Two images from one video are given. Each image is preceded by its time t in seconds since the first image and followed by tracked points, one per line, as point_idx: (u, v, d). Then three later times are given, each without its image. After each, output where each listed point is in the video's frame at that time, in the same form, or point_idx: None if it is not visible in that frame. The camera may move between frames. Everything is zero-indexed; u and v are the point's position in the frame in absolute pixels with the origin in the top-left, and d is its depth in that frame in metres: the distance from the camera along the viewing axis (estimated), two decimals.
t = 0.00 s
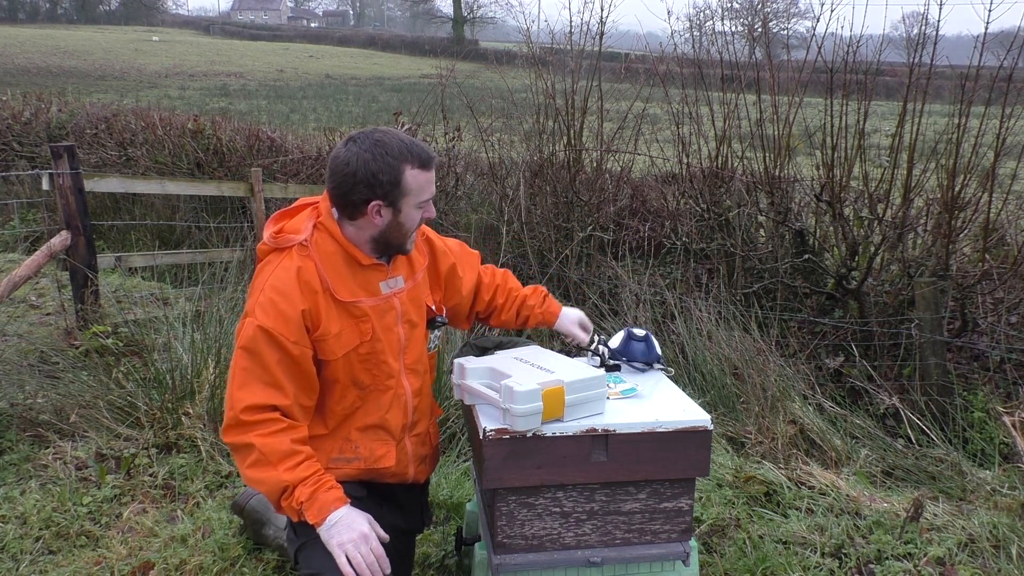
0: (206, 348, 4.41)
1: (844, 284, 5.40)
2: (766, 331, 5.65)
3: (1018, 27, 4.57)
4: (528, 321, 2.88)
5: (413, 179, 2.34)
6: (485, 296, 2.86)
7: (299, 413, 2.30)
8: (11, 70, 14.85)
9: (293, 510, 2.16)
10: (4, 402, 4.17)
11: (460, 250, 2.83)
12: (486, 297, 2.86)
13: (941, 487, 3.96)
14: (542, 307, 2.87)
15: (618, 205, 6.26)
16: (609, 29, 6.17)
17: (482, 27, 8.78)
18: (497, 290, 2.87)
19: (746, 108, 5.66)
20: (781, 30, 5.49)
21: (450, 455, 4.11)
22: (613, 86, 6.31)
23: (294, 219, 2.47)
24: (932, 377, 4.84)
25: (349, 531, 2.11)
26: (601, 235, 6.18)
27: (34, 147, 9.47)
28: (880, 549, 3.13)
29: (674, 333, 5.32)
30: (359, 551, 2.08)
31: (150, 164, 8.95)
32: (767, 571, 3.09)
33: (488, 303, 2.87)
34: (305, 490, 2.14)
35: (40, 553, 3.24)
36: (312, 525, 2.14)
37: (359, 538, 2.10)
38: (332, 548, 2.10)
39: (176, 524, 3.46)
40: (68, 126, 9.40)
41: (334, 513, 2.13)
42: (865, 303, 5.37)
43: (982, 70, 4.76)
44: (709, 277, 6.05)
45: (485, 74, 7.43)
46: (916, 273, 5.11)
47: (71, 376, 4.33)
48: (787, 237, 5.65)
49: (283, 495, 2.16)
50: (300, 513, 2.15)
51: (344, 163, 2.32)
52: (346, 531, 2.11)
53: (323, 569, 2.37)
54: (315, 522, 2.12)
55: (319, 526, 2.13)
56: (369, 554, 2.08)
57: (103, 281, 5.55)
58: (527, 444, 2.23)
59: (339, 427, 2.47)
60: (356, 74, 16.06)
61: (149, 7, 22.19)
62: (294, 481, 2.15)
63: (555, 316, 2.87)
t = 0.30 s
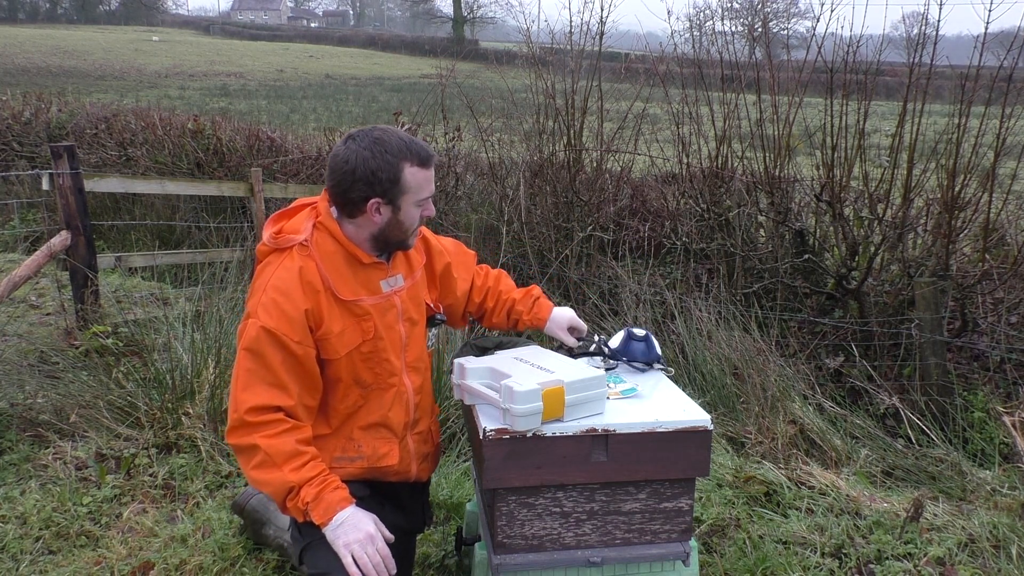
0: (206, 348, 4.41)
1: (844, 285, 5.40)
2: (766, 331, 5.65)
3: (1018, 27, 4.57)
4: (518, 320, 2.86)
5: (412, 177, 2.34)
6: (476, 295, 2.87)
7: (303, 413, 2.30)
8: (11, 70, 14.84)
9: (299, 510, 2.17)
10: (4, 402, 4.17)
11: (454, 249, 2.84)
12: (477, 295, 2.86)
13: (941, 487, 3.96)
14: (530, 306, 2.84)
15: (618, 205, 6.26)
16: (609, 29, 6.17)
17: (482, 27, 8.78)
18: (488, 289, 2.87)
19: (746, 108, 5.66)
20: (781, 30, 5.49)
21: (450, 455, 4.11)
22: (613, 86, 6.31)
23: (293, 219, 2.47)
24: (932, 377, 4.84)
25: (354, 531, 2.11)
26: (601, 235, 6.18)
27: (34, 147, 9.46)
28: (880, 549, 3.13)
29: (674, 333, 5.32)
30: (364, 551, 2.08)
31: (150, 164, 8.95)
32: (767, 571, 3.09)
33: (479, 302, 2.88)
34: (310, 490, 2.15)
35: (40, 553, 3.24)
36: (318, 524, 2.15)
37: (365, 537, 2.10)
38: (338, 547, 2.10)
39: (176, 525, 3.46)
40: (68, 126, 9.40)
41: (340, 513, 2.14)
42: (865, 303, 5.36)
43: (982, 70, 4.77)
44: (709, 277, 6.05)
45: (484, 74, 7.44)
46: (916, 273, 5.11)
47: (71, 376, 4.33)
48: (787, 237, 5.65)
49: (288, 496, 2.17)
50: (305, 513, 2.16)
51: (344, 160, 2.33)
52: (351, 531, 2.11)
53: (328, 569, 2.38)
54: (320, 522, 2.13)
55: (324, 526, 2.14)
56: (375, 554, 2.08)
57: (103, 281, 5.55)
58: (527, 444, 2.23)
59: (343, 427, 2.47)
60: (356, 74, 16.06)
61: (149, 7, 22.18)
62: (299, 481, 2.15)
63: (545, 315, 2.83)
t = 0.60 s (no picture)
0: (206, 348, 4.41)
1: (844, 285, 5.40)
2: (766, 331, 5.65)
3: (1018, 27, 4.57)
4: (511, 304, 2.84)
5: (408, 174, 2.33)
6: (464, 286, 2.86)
7: (304, 413, 2.30)
8: (11, 70, 14.84)
9: (300, 510, 2.17)
10: (4, 402, 4.17)
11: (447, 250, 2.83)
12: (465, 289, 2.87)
13: (941, 487, 3.96)
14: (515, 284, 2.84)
15: (618, 205, 6.26)
16: (609, 29, 6.17)
17: (482, 27, 8.79)
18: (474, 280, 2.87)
19: (746, 108, 5.66)
20: (781, 30, 5.49)
21: (450, 455, 4.11)
22: (613, 86, 6.31)
23: (292, 220, 2.46)
24: (932, 377, 4.84)
25: (356, 531, 2.11)
26: (601, 235, 6.18)
27: (34, 147, 9.46)
28: (880, 549, 3.13)
29: (674, 333, 5.32)
30: (365, 550, 2.08)
31: (150, 164, 8.95)
32: (767, 571, 3.08)
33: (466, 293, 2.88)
34: (312, 490, 2.15)
35: (40, 553, 3.24)
36: (320, 524, 2.15)
37: (366, 537, 2.10)
38: (340, 547, 2.10)
39: (176, 524, 3.46)
40: (68, 126, 9.40)
41: (342, 512, 2.14)
42: (865, 303, 5.37)
43: (982, 70, 4.77)
44: (709, 277, 6.05)
45: (484, 74, 7.44)
46: (916, 273, 5.11)
47: (71, 376, 4.33)
48: (787, 237, 5.65)
49: (290, 495, 2.17)
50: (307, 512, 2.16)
51: (340, 158, 2.33)
52: (353, 530, 2.11)
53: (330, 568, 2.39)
54: (322, 521, 2.13)
55: (326, 525, 2.14)
56: (376, 555, 2.07)
57: (103, 281, 5.55)
58: (527, 444, 2.23)
59: (344, 426, 2.47)
60: (356, 74, 16.06)
61: (149, 7, 22.17)
62: (301, 481, 2.16)
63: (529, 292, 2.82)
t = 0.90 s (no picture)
0: (206, 348, 4.41)
1: (844, 285, 5.40)
2: (766, 331, 5.65)
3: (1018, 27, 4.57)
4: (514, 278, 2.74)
5: (390, 166, 2.33)
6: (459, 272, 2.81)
7: (306, 411, 2.31)
8: (11, 70, 14.84)
9: (305, 509, 2.18)
10: (4, 402, 4.17)
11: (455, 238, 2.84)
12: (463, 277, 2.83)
13: (941, 487, 3.96)
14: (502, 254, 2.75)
15: (618, 205, 6.26)
16: (609, 29, 6.17)
17: (482, 27, 8.79)
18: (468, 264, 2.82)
19: (746, 108, 5.66)
20: (781, 30, 5.50)
21: (450, 455, 4.11)
22: (613, 86, 6.31)
23: (289, 220, 2.47)
24: (932, 377, 4.84)
25: (361, 530, 2.11)
26: (601, 235, 6.18)
27: (34, 147, 9.46)
28: (880, 549, 3.13)
29: (674, 333, 5.32)
30: (370, 549, 2.08)
31: (150, 164, 8.95)
32: (767, 571, 3.09)
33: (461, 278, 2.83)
34: (316, 489, 2.15)
35: (40, 553, 3.24)
36: (325, 523, 2.15)
37: (371, 536, 2.10)
38: (345, 546, 2.10)
39: (176, 524, 3.45)
40: (68, 126, 9.40)
41: (345, 512, 2.13)
42: (865, 303, 5.37)
43: (982, 70, 4.77)
44: (709, 277, 6.04)
45: (484, 74, 7.44)
46: (916, 273, 5.11)
47: (71, 376, 4.33)
48: (787, 237, 5.65)
49: (295, 495, 2.17)
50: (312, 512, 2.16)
51: (322, 154, 2.35)
52: (357, 529, 2.11)
53: (332, 565, 2.38)
54: (326, 520, 2.13)
55: (331, 525, 2.14)
56: (381, 555, 2.08)
57: (103, 281, 5.55)
58: (527, 444, 2.23)
59: (347, 424, 2.47)
60: (356, 74, 16.07)
61: (149, 7, 22.17)
62: (305, 480, 2.16)
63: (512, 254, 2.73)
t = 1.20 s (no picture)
0: (206, 348, 4.42)
1: (844, 285, 5.40)
2: (766, 331, 5.65)
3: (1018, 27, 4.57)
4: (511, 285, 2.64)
5: (341, 154, 2.30)
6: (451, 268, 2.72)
7: (306, 407, 2.32)
8: (11, 70, 14.84)
9: (307, 506, 2.18)
10: (4, 402, 4.17)
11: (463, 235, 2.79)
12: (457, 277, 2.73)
13: (941, 487, 3.96)
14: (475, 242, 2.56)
15: (618, 205, 6.26)
16: (609, 29, 6.17)
17: (482, 27, 8.79)
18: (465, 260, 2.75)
19: (746, 108, 5.66)
20: (781, 30, 5.50)
21: (450, 455, 4.11)
22: (613, 86, 6.31)
23: (281, 219, 2.48)
24: (932, 377, 4.84)
25: (361, 528, 2.11)
26: (601, 235, 6.18)
27: (34, 147, 9.46)
28: (880, 549, 3.13)
29: (674, 333, 5.32)
30: (370, 548, 2.08)
31: (150, 164, 8.95)
32: (767, 571, 3.09)
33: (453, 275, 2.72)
34: (318, 486, 2.15)
35: (40, 553, 3.24)
36: (327, 521, 2.15)
37: (370, 534, 2.10)
38: (346, 544, 2.10)
39: (176, 524, 3.46)
40: (68, 126, 9.40)
41: (344, 511, 2.13)
42: (865, 303, 5.37)
43: (982, 70, 4.77)
44: (709, 277, 6.05)
45: (484, 74, 7.44)
46: (916, 273, 5.11)
47: (71, 376, 4.33)
48: (787, 237, 5.65)
49: (297, 492, 2.18)
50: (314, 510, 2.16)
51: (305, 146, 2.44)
52: (357, 527, 2.11)
53: (332, 563, 2.37)
54: (326, 517, 2.14)
55: (332, 522, 2.14)
56: (380, 555, 2.07)
57: (103, 281, 5.55)
58: (527, 444, 2.23)
59: (346, 422, 2.47)
60: (356, 74, 16.07)
61: (149, 7, 22.16)
62: (306, 477, 2.16)
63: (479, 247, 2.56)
